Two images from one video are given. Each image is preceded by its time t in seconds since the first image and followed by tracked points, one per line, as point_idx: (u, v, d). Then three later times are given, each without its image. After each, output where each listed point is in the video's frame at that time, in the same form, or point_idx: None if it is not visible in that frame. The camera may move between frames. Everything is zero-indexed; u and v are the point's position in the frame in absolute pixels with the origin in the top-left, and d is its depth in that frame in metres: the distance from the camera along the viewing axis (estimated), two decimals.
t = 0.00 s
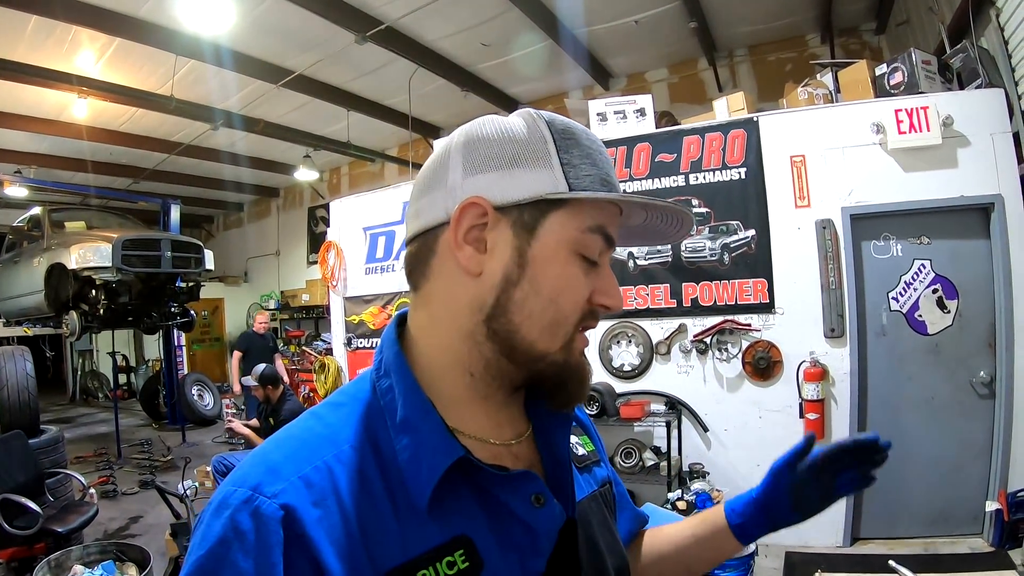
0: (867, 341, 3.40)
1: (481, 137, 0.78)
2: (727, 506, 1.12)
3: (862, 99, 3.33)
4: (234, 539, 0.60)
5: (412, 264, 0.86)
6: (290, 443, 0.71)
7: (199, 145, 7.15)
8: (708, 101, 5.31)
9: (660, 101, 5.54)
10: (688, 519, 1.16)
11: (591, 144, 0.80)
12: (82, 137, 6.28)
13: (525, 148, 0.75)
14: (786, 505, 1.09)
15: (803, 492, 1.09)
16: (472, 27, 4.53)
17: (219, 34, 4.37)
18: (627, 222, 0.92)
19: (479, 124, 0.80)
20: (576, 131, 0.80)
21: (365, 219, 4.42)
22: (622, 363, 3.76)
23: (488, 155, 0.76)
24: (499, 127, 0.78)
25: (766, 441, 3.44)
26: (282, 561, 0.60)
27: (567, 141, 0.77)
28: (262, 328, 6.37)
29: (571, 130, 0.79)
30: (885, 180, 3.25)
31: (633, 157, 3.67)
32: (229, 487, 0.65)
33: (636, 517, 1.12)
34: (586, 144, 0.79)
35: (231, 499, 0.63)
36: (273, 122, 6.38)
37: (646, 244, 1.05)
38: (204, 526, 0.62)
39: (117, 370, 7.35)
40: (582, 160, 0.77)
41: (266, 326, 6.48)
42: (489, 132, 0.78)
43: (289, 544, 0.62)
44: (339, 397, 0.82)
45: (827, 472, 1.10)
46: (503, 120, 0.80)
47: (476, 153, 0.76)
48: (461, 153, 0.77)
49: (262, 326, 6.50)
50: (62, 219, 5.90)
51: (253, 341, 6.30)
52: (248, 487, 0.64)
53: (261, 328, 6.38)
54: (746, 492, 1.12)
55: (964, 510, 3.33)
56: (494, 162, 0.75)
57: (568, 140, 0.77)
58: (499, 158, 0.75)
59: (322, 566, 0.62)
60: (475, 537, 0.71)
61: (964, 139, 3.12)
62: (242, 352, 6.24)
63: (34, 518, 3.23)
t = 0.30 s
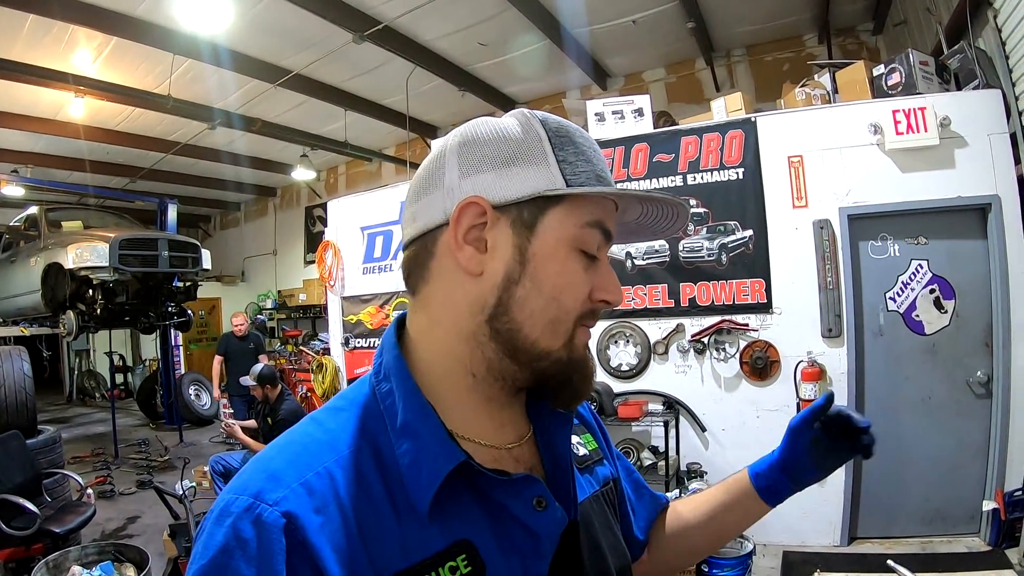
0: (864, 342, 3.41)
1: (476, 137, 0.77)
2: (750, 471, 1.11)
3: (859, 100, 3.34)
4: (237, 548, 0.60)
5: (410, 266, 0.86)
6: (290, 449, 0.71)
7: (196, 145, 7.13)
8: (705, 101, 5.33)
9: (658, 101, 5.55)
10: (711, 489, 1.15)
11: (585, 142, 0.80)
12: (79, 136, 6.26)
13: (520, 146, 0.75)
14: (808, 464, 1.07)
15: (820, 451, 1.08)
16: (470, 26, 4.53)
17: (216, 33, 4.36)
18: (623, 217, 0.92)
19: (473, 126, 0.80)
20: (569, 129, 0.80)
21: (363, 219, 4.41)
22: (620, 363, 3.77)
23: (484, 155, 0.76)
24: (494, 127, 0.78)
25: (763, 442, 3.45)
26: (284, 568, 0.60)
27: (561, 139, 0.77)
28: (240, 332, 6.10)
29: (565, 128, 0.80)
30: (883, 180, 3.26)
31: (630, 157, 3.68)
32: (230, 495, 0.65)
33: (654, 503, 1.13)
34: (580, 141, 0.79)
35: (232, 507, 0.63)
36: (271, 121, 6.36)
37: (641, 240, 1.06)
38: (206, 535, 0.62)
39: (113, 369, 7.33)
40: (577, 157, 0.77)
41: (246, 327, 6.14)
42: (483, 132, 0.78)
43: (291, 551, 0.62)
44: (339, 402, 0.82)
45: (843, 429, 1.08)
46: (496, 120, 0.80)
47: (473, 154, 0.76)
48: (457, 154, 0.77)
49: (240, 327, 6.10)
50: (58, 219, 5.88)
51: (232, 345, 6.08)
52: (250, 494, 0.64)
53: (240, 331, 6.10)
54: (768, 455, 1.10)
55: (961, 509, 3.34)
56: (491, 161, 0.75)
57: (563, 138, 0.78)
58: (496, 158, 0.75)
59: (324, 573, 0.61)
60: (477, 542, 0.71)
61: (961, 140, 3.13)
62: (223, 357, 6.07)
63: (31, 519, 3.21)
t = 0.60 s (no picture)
0: (858, 343, 3.43)
1: (470, 128, 0.79)
2: (731, 478, 1.15)
3: (855, 102, 3.37)
4: (236, 531, 0.61)
5: (408, 257, 0.87)
6: (290, 434, 0.72)
7: (193, 144, 7.13)
8: (701, 103, 5.36)
9: (654, 102, 5.58)
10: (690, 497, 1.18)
11: (578, 131, 0.82)
12: (76, 134, 6.25)
13: (513, 135, 0.77)
14: (790, 471, 1.13)
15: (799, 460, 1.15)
16: (468, 27, 4.54)
17: (214, 32, 4.36)
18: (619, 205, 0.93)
19: (468, 116, 0.81)
20: (562, 117, 0.82)
21: (359, 219, 4.42)
22: (615, 363, 3.78)
23: (478, 145, 0.77)
24: (488, 117, 0.79)
25: (757, 442, 3.47)
26: (283, 553, 0.61)
27: (554, 127, 0.79)
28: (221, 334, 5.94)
29: (558, 117, 0.81)
30: (878, 182, 3.28)
31: (627, 158, 3.69)
32: (230, 479, 0.66)
33: (640, 504, 1.13)
34: (573, 129, 0.81)
35: (231, 490, 0.64)
36: (268, 120, 6.36)
37: (638, 228, 1.07)
38: (205, 518, 0.63)
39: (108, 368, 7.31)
40: (570, 144, 0.78)
41: (226, 329, 5.92)
42: (477, 122, 0.79)
43: (291, 536, 0.63)
44: (338, 388, 0.83)
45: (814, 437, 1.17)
46: (491, 110, 0.81)
47: (467, 144, 0.78)
48: (452, 144, 0.79)
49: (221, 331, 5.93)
50: (55, 217, 5.86)
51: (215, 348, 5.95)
52: (249, 478, 0.65)
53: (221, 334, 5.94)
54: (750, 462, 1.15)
55: (954, 509, 3.36)
56: (484, 150, 0.77)
57: (555, 126, 0.79)
58: (489, 147, 0.77)
59: (321, 556, 0.63)
60: (473, 528, 0.73)
61: (956, 142, 3.16)
62: (209, 360, 6.01)
63: (25, 517, 3.20)
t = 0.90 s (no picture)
0: (854, 342, 3.45)
1: (443, 128, 0.80)
2: (713, 475, 1.16)
3: (849, 103, 3.39)
4: (226, 536, 0.61)
5: (395, 257, 0.89)
6: (281, 437, 0.72)
7: (188, 146, 7.11)
8: (696, 104, 5.38)
9: (649, 103, 5.60)
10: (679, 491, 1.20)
11: (555, 122, 0.80)
12: (71, 137, 6.23)
13: (483, 132, 0.77)
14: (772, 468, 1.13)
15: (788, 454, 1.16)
16: (463, 29, 4.55)
17: (210, 34, 4.36)
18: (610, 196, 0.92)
19: (445, 116, 0.83)
20: (537, 109, 0.81)
21: (355, 220, 4.42)
22: (611, 364, 3.78)
23: (449, 144, 0.79)
24: (462, 115, 0.80)
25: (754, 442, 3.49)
26: (275, 557, 0.61)
27: (526, 120, 0.78)
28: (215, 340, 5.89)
29: (532, 109, 0.80)
30: (872, 182, 3.30)
31: (622, 159, 3.70)
32: (221, 483, 0.66)
33: (632, 501, 1.14)
34: (548, 121, 0.80)
35: (223, 494, 0.64)
36: (264, 123, 6.35)
37: (635, 217, 1.05)
38: (196, 522, 0.63)
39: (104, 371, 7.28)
40: (543, 137, 0.78)
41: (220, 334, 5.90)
42: (452, 121, 0.81)
43: (282, 540, 0.63)
44: (330, 389, 0.84)
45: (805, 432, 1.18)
46: (467, 109, 0.83)
47: (439, 144, 0.80)
48: (427, 145, 0.81)
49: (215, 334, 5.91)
50: (50, 220, 5.86)
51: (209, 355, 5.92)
52: (241, 482, 0.65)
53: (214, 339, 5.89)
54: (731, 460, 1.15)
55: (951, 507, 3.38)
56: (454, 149, 0.78)
57: (528, 119, 0.78)
58: (458, 145, 0.78)
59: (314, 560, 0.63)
60: (466, 530, 0.73)
61: (950, 142, 3.18)
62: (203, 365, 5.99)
63: (21, 521, 3.19)
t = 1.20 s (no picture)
0: (851, 342, 3.46)
1: (419, 127, 0.81)
2: (703, 467, 1.17)
3: (846, 104, 3.40)
4: (226, 535, 0.61)
5: (383, 257, 0.91)
6: (278, 437, 0.72)
7: (187, 147, 7.11)
8: (694, 105, 5.39)
9: (647, 104, 5.61)
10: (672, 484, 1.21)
11: (530, 113, 0.80)
12: (69, 138, 6.23)
13: (457, 129, 0.77)
14: (760, 456, 1.14)
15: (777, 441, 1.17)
16: (461, 30, 4.56)
17: (209, 35, 4.36)
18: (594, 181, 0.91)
19: (422, 115, 0.84)
20: (512, 100, 0.80)
21: (353, 221, 4.42)
22: (609, 365, 3.79)
23: (425, 143, 0.80)
24: (438, 113, 0.81)
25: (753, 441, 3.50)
26: (274, 556, 0.62)
27: (500, 113, 0.78)
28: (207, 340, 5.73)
29: (507, 101, 0.79)
30: (869, 183, 3.32)
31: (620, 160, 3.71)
32: (220, 483, 0.66)
33: (629, 496, 1.15)
34: (523, 112, 0.79)
35: (222, 495, 0.65)
36: (262, 124, 6.35)
37: (623, 201, 1.05)
38: (196, 522, 0.64)
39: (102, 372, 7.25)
40: (517, 130, 0.77)
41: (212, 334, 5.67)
42: (428, 120, 0.81)
43: (282, 539, 0.64)
44: (326, 388, 0.84)
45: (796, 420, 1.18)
46: (444, 106, 0.83)
47: (417, 144, 0.81)
48: (405, 146, 0.82)
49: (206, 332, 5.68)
50: (48, 221, 5.84)
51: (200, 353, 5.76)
52: (239, 482, 0.65)
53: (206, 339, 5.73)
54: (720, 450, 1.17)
55: (949, 507, 3.38)
56: (430, 148, 0.79)
57: (502, 112, 0.78)
58: (434, 144, 0.79)
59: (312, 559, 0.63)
60: (464, 527, 0.74)
61: (947, 142, 3.20)
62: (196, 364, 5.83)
63: (19, 522, 3.18)
